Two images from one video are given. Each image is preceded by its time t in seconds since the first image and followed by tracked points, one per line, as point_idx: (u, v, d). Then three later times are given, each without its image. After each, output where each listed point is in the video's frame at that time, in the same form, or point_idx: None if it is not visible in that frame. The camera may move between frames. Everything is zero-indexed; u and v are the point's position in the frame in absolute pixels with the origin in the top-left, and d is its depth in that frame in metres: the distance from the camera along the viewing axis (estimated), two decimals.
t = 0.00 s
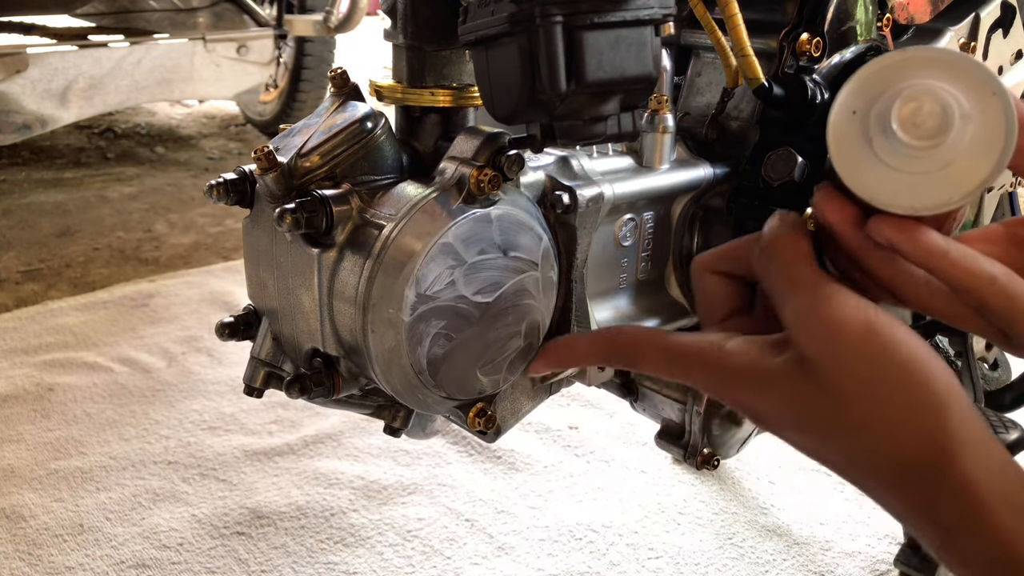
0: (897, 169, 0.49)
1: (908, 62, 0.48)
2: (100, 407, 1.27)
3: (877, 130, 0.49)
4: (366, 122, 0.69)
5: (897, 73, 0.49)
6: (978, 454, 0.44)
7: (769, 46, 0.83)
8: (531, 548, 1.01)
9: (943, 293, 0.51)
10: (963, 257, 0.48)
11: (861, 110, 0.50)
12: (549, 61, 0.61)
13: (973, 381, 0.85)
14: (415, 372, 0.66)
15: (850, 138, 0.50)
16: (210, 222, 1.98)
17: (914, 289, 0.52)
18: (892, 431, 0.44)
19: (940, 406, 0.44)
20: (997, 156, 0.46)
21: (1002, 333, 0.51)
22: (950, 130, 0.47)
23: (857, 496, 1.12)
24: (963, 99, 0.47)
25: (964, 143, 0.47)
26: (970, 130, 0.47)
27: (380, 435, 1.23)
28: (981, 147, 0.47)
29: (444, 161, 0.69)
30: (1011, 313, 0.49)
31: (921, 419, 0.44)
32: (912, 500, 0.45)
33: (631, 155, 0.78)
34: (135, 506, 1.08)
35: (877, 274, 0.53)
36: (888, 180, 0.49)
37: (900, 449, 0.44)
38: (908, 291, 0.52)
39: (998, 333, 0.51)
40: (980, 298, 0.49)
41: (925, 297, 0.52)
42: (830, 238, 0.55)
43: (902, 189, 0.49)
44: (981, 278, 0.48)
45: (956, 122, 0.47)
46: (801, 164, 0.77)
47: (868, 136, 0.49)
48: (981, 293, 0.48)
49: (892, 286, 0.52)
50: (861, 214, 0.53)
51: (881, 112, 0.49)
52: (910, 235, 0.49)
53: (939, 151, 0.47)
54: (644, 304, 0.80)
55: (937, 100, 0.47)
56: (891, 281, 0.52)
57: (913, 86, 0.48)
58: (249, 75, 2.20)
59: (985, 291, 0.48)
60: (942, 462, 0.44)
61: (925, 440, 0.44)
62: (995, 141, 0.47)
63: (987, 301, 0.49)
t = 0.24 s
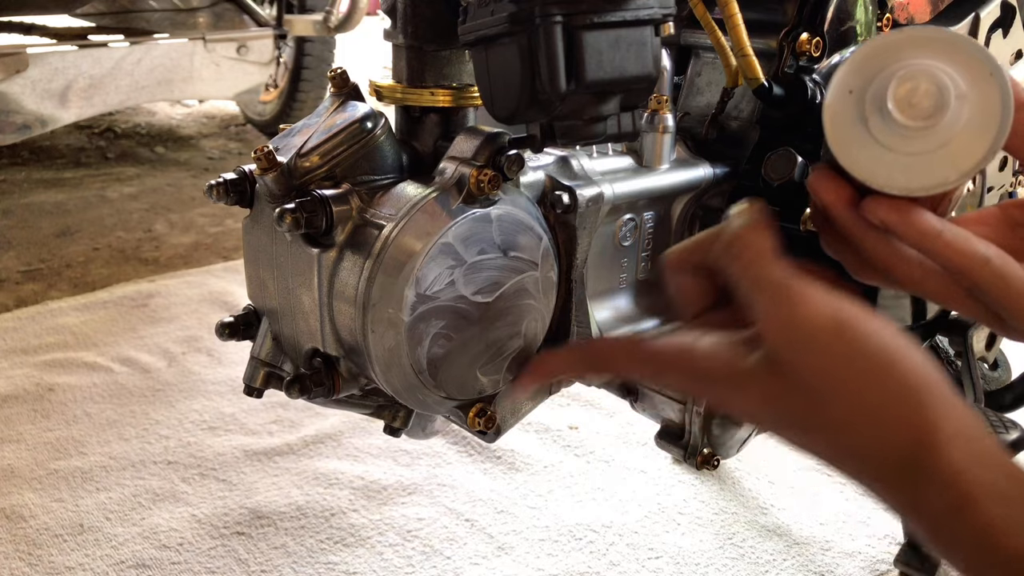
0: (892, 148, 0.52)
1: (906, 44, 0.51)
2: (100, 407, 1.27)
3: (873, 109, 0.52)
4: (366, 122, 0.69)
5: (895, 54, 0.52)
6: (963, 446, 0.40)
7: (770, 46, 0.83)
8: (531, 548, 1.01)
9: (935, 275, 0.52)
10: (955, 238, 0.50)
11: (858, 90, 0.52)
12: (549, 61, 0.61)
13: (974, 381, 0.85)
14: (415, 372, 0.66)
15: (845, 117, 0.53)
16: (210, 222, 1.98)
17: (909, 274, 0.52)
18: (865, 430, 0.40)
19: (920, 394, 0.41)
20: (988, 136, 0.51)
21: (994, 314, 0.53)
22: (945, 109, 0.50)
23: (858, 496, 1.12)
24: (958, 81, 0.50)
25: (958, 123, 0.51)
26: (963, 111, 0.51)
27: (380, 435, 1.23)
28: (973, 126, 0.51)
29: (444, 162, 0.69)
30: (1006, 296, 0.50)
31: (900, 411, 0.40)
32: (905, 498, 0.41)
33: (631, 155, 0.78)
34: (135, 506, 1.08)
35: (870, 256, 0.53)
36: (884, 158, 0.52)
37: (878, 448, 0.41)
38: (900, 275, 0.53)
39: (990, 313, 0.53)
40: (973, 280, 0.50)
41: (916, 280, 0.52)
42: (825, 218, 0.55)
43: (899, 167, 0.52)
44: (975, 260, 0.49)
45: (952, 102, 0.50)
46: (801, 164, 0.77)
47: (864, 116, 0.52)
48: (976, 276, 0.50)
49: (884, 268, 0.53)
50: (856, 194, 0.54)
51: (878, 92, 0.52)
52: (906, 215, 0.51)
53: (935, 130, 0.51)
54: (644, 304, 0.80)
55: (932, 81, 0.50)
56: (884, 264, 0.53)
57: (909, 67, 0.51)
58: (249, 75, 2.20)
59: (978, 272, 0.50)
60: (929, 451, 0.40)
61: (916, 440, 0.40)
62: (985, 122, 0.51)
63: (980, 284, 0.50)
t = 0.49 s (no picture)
0: (889, 122, 0.53)
1: (905, 19, 0.53)
2: (100, 407, 1.27)
3: (871, 83, 0.53)
4: (366, 122, 0.69)
5: (894, 28, 0.53)
6: (944, 463, 0.42)
7: (770, 46, 0.83)
8: (530, 548, 1.01)
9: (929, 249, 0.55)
10: (949, 213, 0.52)
11: (856, 64, 0.54)
12: (549, 61, 0.61)
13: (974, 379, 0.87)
14: (415, 372, 0.66)
15: (844, 91, 0.55)
16: (210, 222, 1.98)
17: (904, 247, 0.56)
18: (848, 452, 0.43)
19: (899, 412, 0.43)
20: (985, 110, 0.52)
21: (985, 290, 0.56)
22: (942, 85, 0.52)
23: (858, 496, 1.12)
24: (956, 57, 0.52)
25: (954, 98, 0.52)
26: (960, 86, 0.52)
27: (380, 435, 1.23)
28: (969, 101, 0.52)
29: (443, 161, 0.69)
30: (996, 268, 0.53)
31: (877, 429, 0.42)
32: (895, 519, 0.42)
33: (630, 155, 0.78)
34: (135, 506, 1.08)
35: (867, 228, 0.57)
36: (881, 132, 0.54)
37: (864, 475, 0.42)
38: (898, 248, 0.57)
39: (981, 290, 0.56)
40: (966, 253, 0.53)
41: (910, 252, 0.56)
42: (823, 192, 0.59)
43: (895, 141, 0.53)
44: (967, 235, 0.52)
45: (949, 77, 0.52)
46: (801, 164, 0.77)
47: (861, 89, 0.54)
48: (967, 248, 0.53)
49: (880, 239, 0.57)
50: (852, 167, 0.58)
51: (876, 66, 0.53)
52: (899, 189, 0.54)
53: (932, 105, 0.52)
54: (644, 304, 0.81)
55: (929, 57, 0.52)
56: (880, 235, 0.57)
57: (907, 42, 0.52)
58: (249, 75, 2.20)
59: (970, 245, 0.53)
60: (908, 462, 0.42)
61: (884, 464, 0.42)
62: (981, 97, 0.52)
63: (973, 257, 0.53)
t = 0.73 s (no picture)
0: (885, 115, 0.52)
1: (905, 8, 0.51)
2: (100, 407, 1.27)
3: (869, 74, 0.52)
4: (366, 122, 0.69)
5: (893, 17, 0.51)
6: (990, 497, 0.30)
7: (769, 46, 0.83)
8: (530, 548, 1.01)
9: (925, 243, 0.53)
10: (944, 204, 0.50)
11: (855, 53, 0.52)
12: (549, 61, 0.61)
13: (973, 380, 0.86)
14: (415, 372, 0.66)
15: (841, 82, 0.53)
16: (210, 222, 1.98)
17: (898, 239, 0.53)
18: (853, 463, 0.32)
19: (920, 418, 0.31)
20: (978, 106, 0.51)
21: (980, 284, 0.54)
22: (940, 76, 0.50)
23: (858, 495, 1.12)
24: (954, 48, 0.50)
25: (952, 91, 0.51)
26: (958, 78, 0.50)
27: (380, 435, 1.23)
28: (967, 93, 0.51)
29: (444, 162, 0.69)
30: (992, 264, 0.50)
31: (900, 441, 0.31)
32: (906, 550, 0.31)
33: (630, 155, 0.78)
34: (135, 506, 1.08)
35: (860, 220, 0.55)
36: (877, 126, 0.52)
37: (891, 495, 0.31)
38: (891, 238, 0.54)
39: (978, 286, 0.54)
40: (960, 246, 0.50)
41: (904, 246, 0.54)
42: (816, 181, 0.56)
43: (892, 135, 0.52)
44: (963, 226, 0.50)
45: (947, 69, 0.50)
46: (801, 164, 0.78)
47: (859, 82, 0.52)
48: (963, 242, 0.50)
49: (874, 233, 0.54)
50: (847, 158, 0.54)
51: (873, 56, 0.51)
52: (895, 180, 0.51)
53: (929, 97, 0.51)
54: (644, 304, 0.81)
55: (929, 47, 0.50)
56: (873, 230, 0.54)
57: (908, 31, 0.50)
58: (249, 75, 2.20)
59: (966, 238, 0.50)
60: (949, 492, 0.30)
61: (955, 482, 0.30)
62: (977, 90, 0.51)
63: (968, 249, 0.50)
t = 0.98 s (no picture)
0: (877, 117, 0.52)
1: (898, 10, 0.51)
2: (100, 407, 1.27)
3: (861, 76, 0.52)
4: (366, 122, 0.69)
5: (884, 19, 0.51)
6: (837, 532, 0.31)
7: (769, 46, 0.83)
8: (530, 548, 1.01)
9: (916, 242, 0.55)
10: (936, 207, 0.51)
11: (846, 54, 0.52)
12: (548, 61, 0.61)
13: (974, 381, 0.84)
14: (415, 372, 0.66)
15: (833, 83, 0.53)
16: (210, 222, 1.98)
17: (891, 240, 0.56)
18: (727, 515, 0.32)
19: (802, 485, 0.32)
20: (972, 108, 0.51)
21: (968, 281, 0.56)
22: (933, 78, 0.50)
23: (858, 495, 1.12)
24: (947, 49, 0.50)
25: (945, 92, 0.51)
26: (951, 80, 0.50)
27: (380, 435, 1.23)
28: (960, 95, 0.51)
29: (444, 162, 0.69)
30: (983, 262, 0.53)
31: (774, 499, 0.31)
32: None
33: (630, 155, 0.78)
34: (135, 506, 1.08)
35: (853, 220, 0.57)
36: (869, 129, 0.52)
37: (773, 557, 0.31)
38: (886, 240, 0.56)
39: (967, 282, 0.56)
40: (952, 247, 0.52)
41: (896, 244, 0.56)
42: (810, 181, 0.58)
43: (884, 137, 0.52)
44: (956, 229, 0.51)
45: (940, 71, 0.50)
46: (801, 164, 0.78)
47: (850, 83, 0.52)
48: (956, 244, 0.52)
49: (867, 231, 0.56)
50: (838, 159, 0.55)
51: (865, 58, 0.51)
52: (886, 184, 0.52)
53: (921, 100, 0.51)
54: (644, 304, 0.81)
55: (921, 49, 0.50)
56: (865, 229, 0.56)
57: (899, 33, 0.50)
58: (249, 75, 2.20)
59: (957, 240, 0.52)
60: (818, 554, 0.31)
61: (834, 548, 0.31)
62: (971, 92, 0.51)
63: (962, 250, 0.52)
